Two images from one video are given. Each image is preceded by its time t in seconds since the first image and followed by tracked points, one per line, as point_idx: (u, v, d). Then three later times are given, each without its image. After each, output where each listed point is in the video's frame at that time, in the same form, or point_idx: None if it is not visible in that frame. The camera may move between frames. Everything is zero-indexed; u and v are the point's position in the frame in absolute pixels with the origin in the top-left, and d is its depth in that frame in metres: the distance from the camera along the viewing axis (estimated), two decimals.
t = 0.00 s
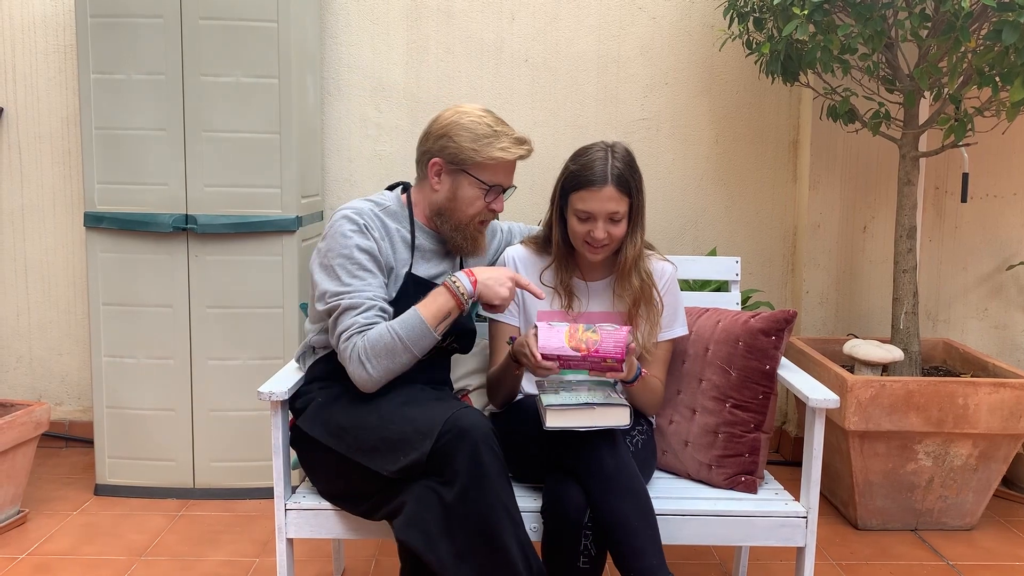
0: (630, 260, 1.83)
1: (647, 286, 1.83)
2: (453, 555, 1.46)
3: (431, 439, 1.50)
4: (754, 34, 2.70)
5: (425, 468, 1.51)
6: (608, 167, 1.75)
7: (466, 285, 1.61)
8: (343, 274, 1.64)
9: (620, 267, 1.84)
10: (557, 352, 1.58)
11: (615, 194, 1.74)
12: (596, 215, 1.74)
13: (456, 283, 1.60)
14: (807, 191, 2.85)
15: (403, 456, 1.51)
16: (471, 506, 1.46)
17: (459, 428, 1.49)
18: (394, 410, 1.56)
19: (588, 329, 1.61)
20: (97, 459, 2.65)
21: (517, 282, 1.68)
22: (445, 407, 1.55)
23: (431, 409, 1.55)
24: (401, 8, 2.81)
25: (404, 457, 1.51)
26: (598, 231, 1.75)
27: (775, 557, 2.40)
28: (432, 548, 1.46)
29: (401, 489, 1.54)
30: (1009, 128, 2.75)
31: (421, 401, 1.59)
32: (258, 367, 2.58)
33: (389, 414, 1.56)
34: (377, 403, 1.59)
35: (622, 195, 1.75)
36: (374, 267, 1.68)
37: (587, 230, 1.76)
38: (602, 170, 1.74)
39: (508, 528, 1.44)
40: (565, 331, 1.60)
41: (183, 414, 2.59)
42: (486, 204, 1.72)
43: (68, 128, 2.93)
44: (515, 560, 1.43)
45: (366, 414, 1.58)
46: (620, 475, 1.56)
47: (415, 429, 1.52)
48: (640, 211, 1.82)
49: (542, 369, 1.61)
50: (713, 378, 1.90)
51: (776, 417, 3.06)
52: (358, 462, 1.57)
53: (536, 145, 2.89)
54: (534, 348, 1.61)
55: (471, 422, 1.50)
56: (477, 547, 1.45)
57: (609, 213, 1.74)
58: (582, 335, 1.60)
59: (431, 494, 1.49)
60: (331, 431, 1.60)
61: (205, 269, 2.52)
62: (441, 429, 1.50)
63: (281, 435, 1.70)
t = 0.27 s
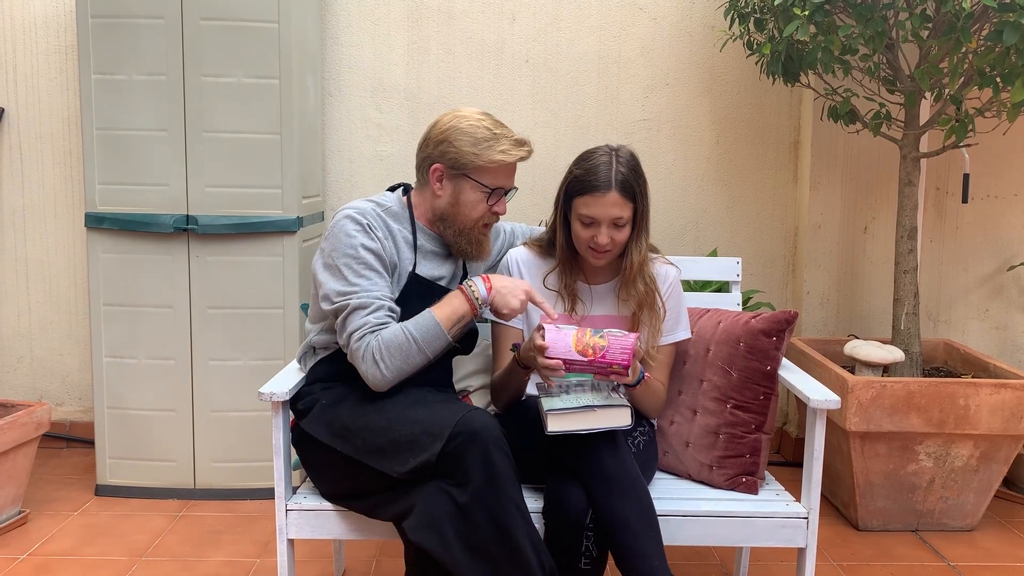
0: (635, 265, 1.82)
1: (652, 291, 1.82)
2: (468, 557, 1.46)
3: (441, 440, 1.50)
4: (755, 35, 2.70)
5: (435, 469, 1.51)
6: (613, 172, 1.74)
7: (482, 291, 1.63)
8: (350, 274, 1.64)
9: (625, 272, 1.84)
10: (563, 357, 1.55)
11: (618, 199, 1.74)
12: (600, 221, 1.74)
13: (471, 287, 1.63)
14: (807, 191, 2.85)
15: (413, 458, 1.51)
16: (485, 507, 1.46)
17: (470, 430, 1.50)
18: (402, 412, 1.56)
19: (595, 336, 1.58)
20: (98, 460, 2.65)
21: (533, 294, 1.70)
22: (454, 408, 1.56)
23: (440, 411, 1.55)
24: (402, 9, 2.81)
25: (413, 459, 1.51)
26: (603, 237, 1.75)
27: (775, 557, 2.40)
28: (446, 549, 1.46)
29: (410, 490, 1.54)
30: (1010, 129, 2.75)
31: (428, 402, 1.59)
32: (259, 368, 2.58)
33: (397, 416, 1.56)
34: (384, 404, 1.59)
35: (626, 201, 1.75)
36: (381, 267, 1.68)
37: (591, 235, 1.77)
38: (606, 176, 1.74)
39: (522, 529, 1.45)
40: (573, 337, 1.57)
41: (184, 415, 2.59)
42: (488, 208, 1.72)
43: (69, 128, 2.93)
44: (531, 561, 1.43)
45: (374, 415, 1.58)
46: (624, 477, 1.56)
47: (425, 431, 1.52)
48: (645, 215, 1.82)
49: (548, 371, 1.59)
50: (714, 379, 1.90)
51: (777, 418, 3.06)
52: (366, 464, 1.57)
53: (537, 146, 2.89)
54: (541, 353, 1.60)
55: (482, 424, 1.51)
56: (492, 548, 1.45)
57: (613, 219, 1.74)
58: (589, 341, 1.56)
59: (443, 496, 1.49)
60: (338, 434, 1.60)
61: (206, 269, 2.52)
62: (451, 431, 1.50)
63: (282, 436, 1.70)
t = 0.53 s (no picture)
0: (636, 268, 1.82)
1: (653, 294, 1.82)
2: (473, 557, 1.46)
3: (446, 440, 1.50)
4: (755, 36, 2.70)
5: (439, 469, 1.51)
6: (613, 174, 1.74)
7: (483, 307, 1.62)
8: (350, 281, 1.64)
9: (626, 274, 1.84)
10: (567, 369, 1.57)
11: (618, 202, 1.74)
12: (600, 223, 1.74)
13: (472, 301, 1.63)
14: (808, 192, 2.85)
15: (417, 458, 1.51)
16: (490, 507, 1.46)
17: (475, 430, 1.50)
18: (407, 412, 1.56)
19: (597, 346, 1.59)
20: (98, 460, 2.65)
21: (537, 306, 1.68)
22: (458, 409, 1.56)
23: (444, 411, 1.55)
24: (402, 9, 2.81)
25: (418, 459, 1.51)
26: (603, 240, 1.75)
27: (776, 558, 2.39)
28: (451, 549, 1.46)
29: (414, 490, 1.54)
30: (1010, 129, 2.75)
31: (431, 402, 1.59)
32: (259, 368, 2.58)
33: (402, 416, 1.56)
34: (387, 404, 1.59)
35: (626, 204, 1.75)
36: (381, 273, 1.68)
37: (591, 237, 1.77)
38: (606, 178, 1.74)
39: (527, 529, 1.45)
40: (574, 347, 1.58)
41: (184, 415, 2.59)
42: (488, 210, 1.73)
43: (70, 128, 2.93)
44: (535, 561, 1.44)
45: (378, 416, 1.57)
46: (625, 477, 1.56)
47: (429, 431, 1.52)
48: (646, 218, 1.82)
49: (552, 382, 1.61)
50: (715, 379, 1.90)
51: (778, 418, 3.06)
52: (370, 464, 1.57)
53: (537, 146, 2.89)
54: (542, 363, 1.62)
55: (487, 425, 1.51)
56: (495, 548, 1.45)
57: (613, 221, 1.75)
58: (591, 352, 1.58)
59: (447, 496, 1.50)
60: (341, 434, 1.60)
61: (206, 270, 2.52)
62: (456, 431, 1.51)
63: (282, 436, 1.70)
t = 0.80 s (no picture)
0: (632, 268, 1.82)
1: (649, 295, 1.83)
2: (472, 556, 1.46)
3: (445, 439, 1.50)
4: (755, 36, 2.70)
5: (439, 468, 1.51)
6: (608, 174, 1.75)
7: (475, 326, 1.62)
8: (342, 295, 1.64)
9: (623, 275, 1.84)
10: (571, 374, 1.58)
11: (613, 202, 1.74)
12: (595, 224, 1.75)
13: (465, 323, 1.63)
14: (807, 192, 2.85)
15: (417, 458, 1.51)
16: (489, 506, 1.46)
17: (475, 429, 1.50)
18: (405, 412, 1.56)
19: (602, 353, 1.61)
20: (98, 460, 2.65)
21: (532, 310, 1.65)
22: (456, 408, 1.56)
23: (443, 410, 1.56)
24: (402, 9, 2.81)
25: (417, 458, 1.51)
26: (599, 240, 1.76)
27: (776, 558, 2.39)
28: (451, 549, 1.46)
29: (414, 489, 1.54)
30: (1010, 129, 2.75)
31: (430, 402, 1.60)
32: (259, 368, 2.58)
33: (401, 415, 1.56)
34: (386, 404, 1.59)
35: (622, 204, 1.76)
36: (375, 285, 1.68)
37: (587, 237, 1.77)
38: (602, 178, 1.74)
39: (526, 527, 1.45)
40: (579, 354, 1.60)
41: (184, 415, 2.59)
42: (486, 210, 1.73)
43: (70, 129, 2.93)
44: (535, 560, 1.44)
45: (377, 415, 1.58)
46: (624, 477, 1.56)
47: (429, 431, 1.52)
48: (643, 219, 1.82)
49: (555, 388, 1.62)
50: (715, 379, 1.89)
51: (778, 419, 3.06)
52: (369, 464, 1.57)
53: (537, 146, 2.89)
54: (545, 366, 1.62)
55: (486, 424, 1.51)
56: (495, 547, 1.45)
57: (608, 221, 1.75)
58: (596, 358, 1.59)
59: (447, 496, 1.50)
60: (340, 434, 1.59)
61: (206, 270, 2.52)
62: (455, 430, 1.51)
63: (282, 437, 1.71)
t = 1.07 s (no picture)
0: (630, 269, 1.82)
1: (647, 295, 1.82)
2: (473, 557, 1.46)
3: (448, 441, 1.51)
4: (757, 36, 2.70)
5: (441, 469, 1.52)
6: (607, 175, 1.75)
7: (500, 302, 1.58)
8: (343, 270, 1.64)
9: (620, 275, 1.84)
10: (573, 376, 1.58)
11: (611, 202, 1.74)
12: (592, 223, 1.75)
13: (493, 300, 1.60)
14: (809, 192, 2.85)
15: (418, 459, 1.52)
16: (491, 507, 1.46)
17: (477, 430, 1.51)
18: (407, 413, 1.57)
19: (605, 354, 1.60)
20: (99, 460, 2.65)
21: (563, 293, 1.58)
22: (458, 410, 1.57)
23: (444, 412, 1.56)
24: (403, 9, 2.81)
25: (419, 460, 1.51)
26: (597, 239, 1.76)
27: (777, 558, 2.39)
28: (452, 550, 1.45)
29: (415, 491, 1.54)
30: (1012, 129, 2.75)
31: (432, 404, 1.60)
32: (260, 368, 2.58)
33: (403, 417, 1.57)
34: (388, 406, 1.60)
35: (619, 205, 1.76)
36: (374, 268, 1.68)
37: (585, 237, 1.78)
38: (600, 179, 1.74)
39: (528, 528, 1.45)
40: (582, 355, 1.60)
41: (185, 415, 2.59)
42: (462, 206, 1.71)
43: (71, 129, 2.94)
44: (536, 561, 1.44)
45: (378, 416, 1.58)
46: (625, 478, 1.56)
47: (430, 432, 1.52)
48: (641, 219, 1.82)
49: (556, 390, 1.64)
50: (716, 380, 1.89)
51: (779, 419, 3.06)
52: (370, 465, 1.56)
53: (538, 146, 2.89)
54: (547, 368, 1.64)
55: (487, 426, 1.52)
56: (496, 548, 1.45)
57: (606, 222, 1.75)
58: (599, 360, 1.59)
59: (448, 497, 1.50)
60: (341, 435, 1.59)
61: (208, 270, 2.52)
62: (458, 432, 1.51)
63: (283, 436, 1.70)
